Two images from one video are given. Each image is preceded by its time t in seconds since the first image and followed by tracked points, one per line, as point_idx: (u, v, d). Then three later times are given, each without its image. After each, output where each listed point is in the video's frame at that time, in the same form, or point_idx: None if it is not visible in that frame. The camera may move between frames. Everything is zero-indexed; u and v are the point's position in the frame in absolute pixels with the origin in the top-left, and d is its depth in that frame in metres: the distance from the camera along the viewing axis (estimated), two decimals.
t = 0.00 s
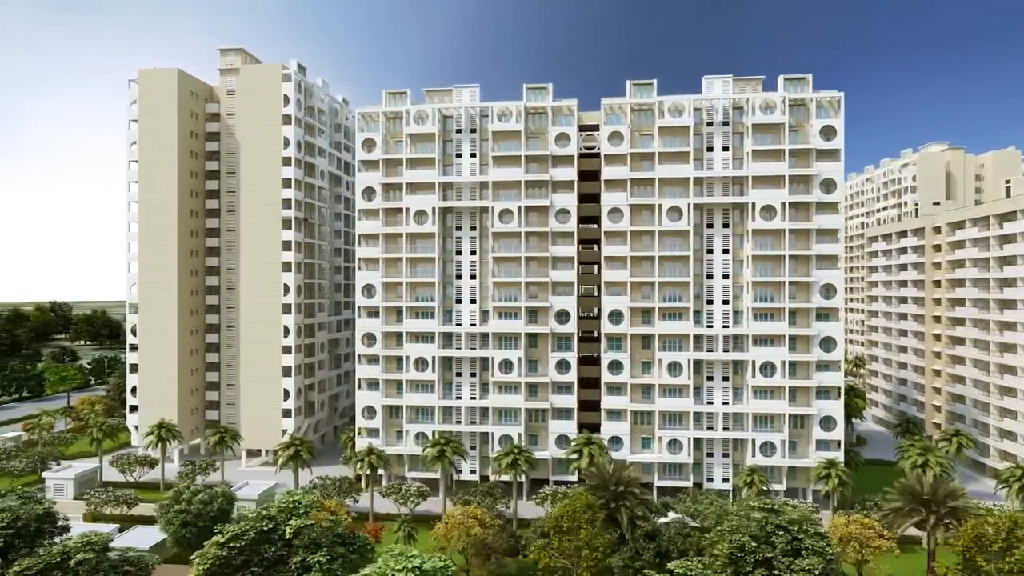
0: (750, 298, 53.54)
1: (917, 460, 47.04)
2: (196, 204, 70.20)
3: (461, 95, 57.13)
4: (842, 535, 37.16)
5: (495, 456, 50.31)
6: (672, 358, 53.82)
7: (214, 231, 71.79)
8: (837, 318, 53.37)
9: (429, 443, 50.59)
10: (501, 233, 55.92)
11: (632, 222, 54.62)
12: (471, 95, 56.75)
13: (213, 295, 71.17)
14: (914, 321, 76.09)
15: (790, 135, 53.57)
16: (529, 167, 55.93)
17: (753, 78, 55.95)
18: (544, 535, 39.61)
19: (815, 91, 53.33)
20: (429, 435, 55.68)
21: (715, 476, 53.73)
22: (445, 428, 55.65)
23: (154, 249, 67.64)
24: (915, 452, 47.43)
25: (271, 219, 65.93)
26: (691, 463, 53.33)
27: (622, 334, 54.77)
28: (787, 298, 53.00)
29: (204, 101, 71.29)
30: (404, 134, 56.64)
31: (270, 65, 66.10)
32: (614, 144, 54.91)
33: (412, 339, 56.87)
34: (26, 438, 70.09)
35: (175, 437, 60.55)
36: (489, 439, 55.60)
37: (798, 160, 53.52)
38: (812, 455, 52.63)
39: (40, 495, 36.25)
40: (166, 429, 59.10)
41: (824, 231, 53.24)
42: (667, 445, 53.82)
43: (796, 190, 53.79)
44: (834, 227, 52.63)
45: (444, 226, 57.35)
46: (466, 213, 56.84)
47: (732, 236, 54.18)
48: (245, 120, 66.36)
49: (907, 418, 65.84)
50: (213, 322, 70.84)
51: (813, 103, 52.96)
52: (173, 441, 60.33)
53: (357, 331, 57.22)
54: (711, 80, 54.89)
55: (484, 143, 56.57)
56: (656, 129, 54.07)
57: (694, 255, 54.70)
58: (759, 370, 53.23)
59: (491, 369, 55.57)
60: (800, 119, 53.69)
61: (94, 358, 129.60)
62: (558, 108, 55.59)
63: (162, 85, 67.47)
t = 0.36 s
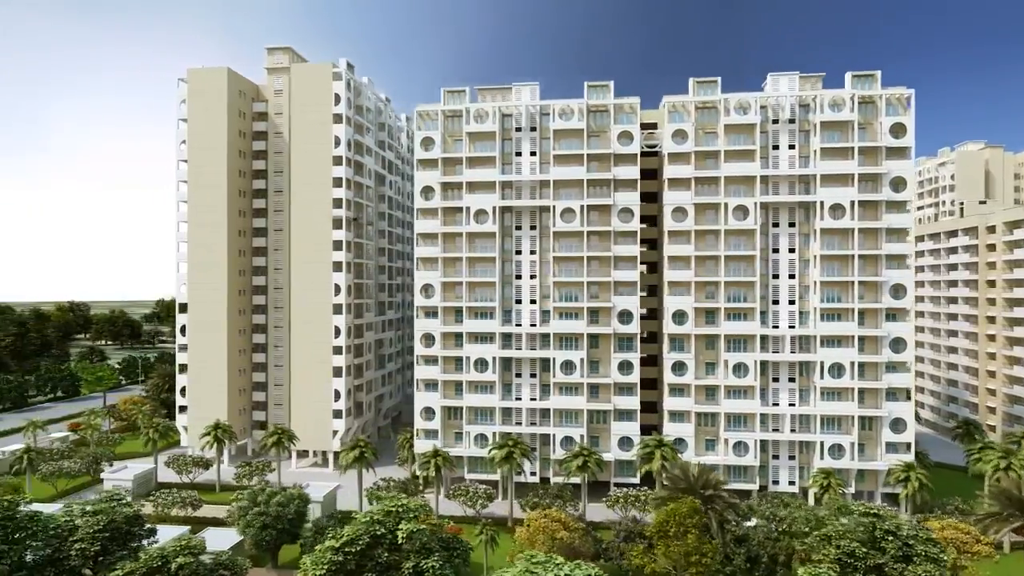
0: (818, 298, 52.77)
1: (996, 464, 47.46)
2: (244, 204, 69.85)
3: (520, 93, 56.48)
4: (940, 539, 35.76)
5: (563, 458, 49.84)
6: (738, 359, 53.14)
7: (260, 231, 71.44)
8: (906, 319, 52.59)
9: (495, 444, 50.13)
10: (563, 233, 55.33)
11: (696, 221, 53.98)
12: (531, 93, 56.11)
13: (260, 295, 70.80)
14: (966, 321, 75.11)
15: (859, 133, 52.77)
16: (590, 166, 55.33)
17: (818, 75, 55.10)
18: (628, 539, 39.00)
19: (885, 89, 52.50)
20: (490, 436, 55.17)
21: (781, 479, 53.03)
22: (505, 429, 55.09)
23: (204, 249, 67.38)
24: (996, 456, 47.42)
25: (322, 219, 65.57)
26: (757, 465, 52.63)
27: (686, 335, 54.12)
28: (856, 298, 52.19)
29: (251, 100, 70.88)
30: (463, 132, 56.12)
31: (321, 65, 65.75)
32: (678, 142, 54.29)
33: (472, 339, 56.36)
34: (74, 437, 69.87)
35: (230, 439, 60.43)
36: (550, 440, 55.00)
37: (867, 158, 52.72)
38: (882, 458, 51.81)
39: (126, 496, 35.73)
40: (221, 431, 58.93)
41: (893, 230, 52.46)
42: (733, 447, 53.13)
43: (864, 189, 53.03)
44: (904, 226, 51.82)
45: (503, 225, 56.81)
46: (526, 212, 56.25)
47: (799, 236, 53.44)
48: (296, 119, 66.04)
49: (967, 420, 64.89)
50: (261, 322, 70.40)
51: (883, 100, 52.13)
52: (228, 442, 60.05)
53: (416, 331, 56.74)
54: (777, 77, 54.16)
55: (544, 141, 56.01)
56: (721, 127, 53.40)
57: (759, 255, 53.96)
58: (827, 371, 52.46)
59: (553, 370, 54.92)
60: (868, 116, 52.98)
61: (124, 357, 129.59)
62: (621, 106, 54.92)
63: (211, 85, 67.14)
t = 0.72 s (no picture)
0: (886, 298, 52.03)
1: None
2: (291, 203, 69.28)
3: (580, 90, 55.82)
4: None
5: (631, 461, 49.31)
6: (805, 360, 52.44)
7: (306, 230, 70.93)
8: (976, 319, 51.79)
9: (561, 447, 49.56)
10: (626, 232, 54.70)
11: (762, 221, 53.28)
12: (591, 90, 55.28)
13: (306, 295, 70.31)
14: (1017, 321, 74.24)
15: (928, 130, 52.01)
16: (652, 164, 54.71)
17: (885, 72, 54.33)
18: (714, 543, 38.29)
19: (955, 86, 51.75)
20: (551, 439, 54.49)
21: (848, 482, 52.36)
22: (567, 431, 54.45)
23: (252, 249, 66.93)
24: None
25: (372, 218, 65.08)
26: (825, 468, 51.91)
27: (751, 336, 53.45)
28: (927, 298, 51.40)
29: (297, 99, 70.37)
30: (523, 131, 55.51)
31: (371, 63, 65.27)
32: (743, 140, 53.65)
33: (532, 339, 55.75)
34: (121, 438, 69.36)
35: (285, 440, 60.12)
36: (611, 443, 54.34)
37: (937, 156, 51.95)
38: (953, 461, 50.98)
39: (216, 498, 35.03)
40: (277, 432, 58.59)
41: (964, 229, 51.67)
42: (800, 450, 52.41)
43: (934, 188, 52.25)
44: (976, 225, 51.02)
45: (563, 224, 56.25)
46: (587, 212, 55.63)
47: (866, 235, 52.71)
48: (346, 118, 65.56)
49: None
50: (307, 322, 69.82)
51: (954, 97, 51.36)
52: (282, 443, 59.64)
53: (474, 332, 56.19)
54: (844, 74, 53.46)
55: (605, 140, 55.37)
56: (788, 125, 52.68)
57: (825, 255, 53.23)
58: (897, 373, 51.68)
59: (615, 371, 54.23)
60: (937, 114, 52.24)
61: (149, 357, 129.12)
62: (684, 104, 54.24)
63: (260, 83, 66.70)
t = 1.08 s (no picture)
0: (955, 298, 51.30)
1: None
2: (337, 202, 68.59)
3: (641, 88, 55.20)
4: None
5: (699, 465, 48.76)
6: (872, 361, 51.75)
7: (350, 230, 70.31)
8: None
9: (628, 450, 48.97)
10: (688, 232, 54.07)
11: (827, 220, 52.60)
12: (652, 88, 54.71)
13: (350, 295, 69.68)
14: None
15: (997, 129, 51.31)
16: (714, 163, 54.11)
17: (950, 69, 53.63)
18: (804, 548, 37.52)
19: None
20: (611, 440, 53.76)
21: (915, 484, 51.75)
22: (628, 433, 53.75)
23: (298, 249, 66.23)
24: None
25: (421, 217, 64.45)
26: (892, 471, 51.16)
27: (815, 336, 52.80)
28: (996, 299, 50.64)
29: (341, 97, 69.69)
30: (583, 129, 54.89)
31: (420, 61, 64.61)
32: (808, 138, 53.03)
33: (591, 340, 55.07)
34: (164, 439, 68.66)
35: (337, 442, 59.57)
36: (673, 445, 53.63)
37: (1006, 155, 51.22)
38: None
39: (307, 503, 34.28)
40: (331, 434, 58.02)
41: None
42: (866, 452, 51.62)
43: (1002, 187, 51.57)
44: None
45: (622, 224, 55.67)
46: (647, 211, 54.99)
47: (933, 235, 52.04)
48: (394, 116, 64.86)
49: None
50: (352, 323, 69.25)
51: None
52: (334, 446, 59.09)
53: (532, 332, 55.53)
54: (910, 71, 52.74)
55: (666, 138, 54.71)
56: (854, 122, 52.02)
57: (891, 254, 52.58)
58: (966, 374, 50.87)
59: (677, 372, 53.51)
60: (1006, 112, 51.54)
61: (172, 357, 128.31)
62: (747, 102, 53.58)
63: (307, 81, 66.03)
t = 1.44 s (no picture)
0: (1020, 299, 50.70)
1: None
2: (380, 202, 67.93)
3: (699, 86, 54.73)
4: None
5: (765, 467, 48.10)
6: (936, 361, 51.13)
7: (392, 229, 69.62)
8: None
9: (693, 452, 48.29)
10: (748, 231, 53.36)
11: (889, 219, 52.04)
12: (710, 86, 54.36)
13: (393, 295, 69.01)
14: None
15: None
16: (774, 161, 53.52)
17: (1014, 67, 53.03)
18: (892, 553, 36.84)
19: None
20: (670, 442, 53.11)
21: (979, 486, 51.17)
22: (688, 434, 53.06)
23: (342, 248, 65.51)
24: None
25: (468, 216, 63.74)
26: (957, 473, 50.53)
27: (878, 337, 52.25)
28: None
29: (384, 95, 69.03)
30: (640, 127, 54.29)
31: (467, 59, 63.92)
32: (870, 137, 52.54)
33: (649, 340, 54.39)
34: (205, 440, 67.77)
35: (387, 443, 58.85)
36: (733, 446, 52.95)
37: None
38: None
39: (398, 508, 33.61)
40: (381, 436, 57.29)
41: None
42: (931, 454, 50.96)
43: None
44: None
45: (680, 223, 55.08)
46: (705, 210, 54.39)
47: (997, 234, 51.48)
48: (441, 114, 64.14)
49: None
50: (395, 323, 68.60)
51: None
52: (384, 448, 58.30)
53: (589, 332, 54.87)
54: (974, 69, 52.05)
55: (724, 136, 54.10)
56: (918, 120, 51.44)
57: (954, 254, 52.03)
58: None
59: (737, 373, 52.87)
60: None
61: (194, 357, 127.37)
62: (808, 101, 53.03)
63: (352, 79, 65.31)
